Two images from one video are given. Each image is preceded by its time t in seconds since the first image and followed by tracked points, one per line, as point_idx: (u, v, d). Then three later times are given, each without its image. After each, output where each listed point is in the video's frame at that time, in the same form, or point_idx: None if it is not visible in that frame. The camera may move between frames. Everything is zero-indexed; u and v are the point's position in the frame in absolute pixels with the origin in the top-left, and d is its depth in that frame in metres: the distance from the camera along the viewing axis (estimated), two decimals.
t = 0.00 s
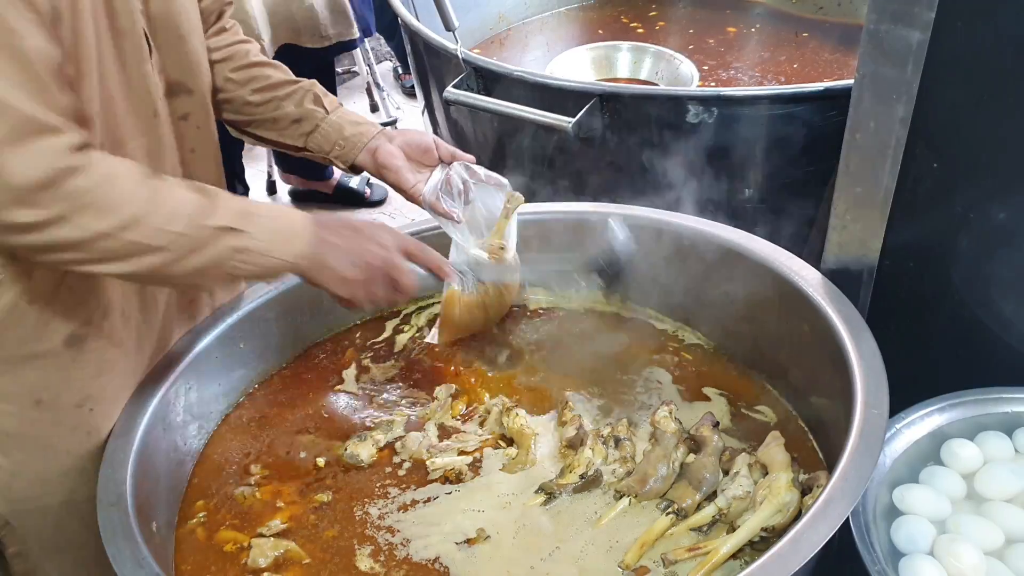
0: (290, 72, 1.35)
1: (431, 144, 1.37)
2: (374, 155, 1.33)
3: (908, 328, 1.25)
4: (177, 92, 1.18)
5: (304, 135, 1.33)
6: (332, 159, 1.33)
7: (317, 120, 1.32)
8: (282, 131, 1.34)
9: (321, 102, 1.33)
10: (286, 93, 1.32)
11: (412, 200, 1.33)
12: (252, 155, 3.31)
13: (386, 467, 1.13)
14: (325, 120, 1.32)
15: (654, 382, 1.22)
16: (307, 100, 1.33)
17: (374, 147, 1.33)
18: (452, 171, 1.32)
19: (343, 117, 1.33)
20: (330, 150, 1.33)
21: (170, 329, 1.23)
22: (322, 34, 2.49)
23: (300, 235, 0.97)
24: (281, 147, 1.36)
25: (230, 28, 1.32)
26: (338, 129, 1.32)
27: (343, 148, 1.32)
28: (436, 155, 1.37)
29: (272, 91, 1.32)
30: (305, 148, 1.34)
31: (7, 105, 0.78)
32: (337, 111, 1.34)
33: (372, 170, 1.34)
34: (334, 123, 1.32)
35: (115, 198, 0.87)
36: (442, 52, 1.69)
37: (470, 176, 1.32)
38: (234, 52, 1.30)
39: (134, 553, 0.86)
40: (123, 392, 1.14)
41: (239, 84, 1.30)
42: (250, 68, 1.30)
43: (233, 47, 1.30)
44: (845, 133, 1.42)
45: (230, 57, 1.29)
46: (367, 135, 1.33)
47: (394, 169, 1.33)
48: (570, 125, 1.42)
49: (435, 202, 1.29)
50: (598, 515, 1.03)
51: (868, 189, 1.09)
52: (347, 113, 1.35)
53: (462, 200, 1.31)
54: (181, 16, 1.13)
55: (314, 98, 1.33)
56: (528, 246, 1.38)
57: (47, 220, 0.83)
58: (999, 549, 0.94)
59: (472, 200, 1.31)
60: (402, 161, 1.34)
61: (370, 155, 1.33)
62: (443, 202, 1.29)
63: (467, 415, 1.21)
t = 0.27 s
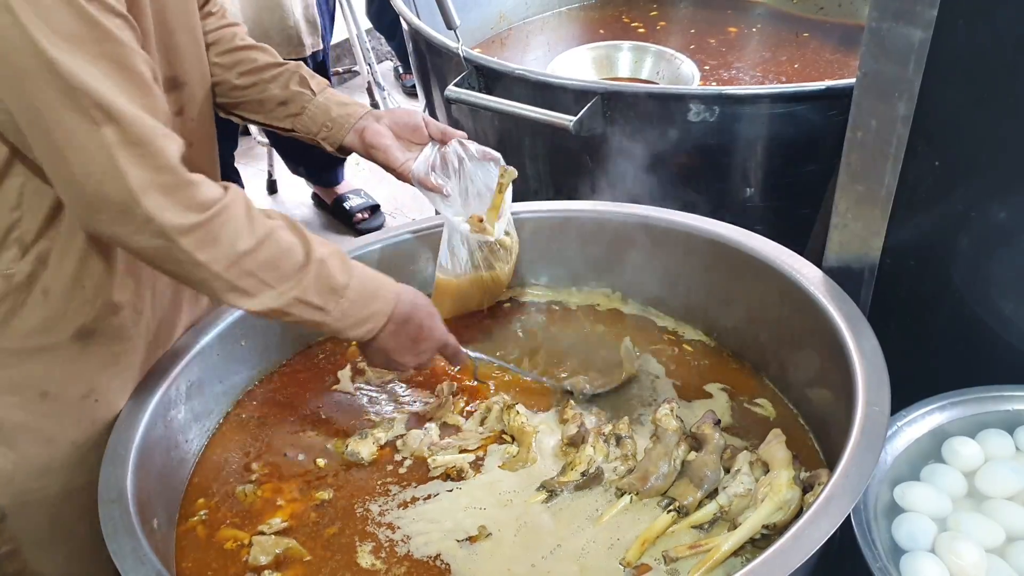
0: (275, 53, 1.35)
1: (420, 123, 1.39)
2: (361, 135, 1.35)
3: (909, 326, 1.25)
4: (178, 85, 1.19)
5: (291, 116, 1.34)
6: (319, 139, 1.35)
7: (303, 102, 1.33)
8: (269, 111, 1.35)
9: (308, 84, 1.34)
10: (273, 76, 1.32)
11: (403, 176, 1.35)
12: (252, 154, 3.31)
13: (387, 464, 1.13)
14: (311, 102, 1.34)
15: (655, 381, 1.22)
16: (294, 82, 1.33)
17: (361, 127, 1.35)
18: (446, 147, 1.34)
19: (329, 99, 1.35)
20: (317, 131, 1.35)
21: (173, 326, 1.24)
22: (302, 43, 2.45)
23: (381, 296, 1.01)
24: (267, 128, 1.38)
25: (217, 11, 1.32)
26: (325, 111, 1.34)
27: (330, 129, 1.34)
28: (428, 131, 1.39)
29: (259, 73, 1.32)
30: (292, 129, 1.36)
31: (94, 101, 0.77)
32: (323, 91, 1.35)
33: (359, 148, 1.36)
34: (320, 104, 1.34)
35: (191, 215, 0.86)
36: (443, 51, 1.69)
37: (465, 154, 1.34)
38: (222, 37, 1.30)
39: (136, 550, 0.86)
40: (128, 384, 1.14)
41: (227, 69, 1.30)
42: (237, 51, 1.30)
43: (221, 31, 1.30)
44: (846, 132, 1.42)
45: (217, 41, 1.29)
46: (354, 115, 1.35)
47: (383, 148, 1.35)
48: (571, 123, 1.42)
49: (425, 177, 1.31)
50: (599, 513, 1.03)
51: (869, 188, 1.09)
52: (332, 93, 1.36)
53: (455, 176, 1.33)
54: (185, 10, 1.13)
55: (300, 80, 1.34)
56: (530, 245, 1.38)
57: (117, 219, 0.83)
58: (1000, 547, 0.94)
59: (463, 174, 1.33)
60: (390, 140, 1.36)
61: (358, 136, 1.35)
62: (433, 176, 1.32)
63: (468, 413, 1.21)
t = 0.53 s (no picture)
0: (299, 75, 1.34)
1: (432, 159, 1.38)
2: (375, 167, 1.34)
3: (910, 327, 1.25)
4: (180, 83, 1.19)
5: (309, 142, 1.33)
6: (335, 167, 1.33)
7: (323, 129, 1.32)
8: (289, 135, 1.34)
9: (330, 111, 1.33)
10: (296, 99, 1.32)
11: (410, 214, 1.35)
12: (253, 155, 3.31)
13: (388, 465, 1.13)
14: (331, 129, 1.32)
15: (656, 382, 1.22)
16: (315, 107, 1.32)
17: (375, 158, 1.34)
18: (448, 184, 1.34)
19: (349, 127, 1.33)
20: (334, 158, 1.33)
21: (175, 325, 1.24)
22: (291, 49, 2.35)
23: (258, 206, 0.97)
24: (286, 152, 1.37)
25: (244, 23, 1.32)
26: (344, 138, 1.32)
27: (347, 158, 1.32)
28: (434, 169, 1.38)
29: (281, 95, 1.31)
30: (310, 154, 1.34)
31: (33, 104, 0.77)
32: (344, 119, 1.34)
33: (371, 179, 1.35)
34: (340, 132, 1.32)
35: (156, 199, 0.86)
36: (445, 52, 1.69)
37: (468, 194, 1.34)
38: (245, 53, 1.29)
39: (136, 549, 0.86)
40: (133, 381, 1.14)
41: (249, 86, 1.30)
42: (260, 71, 1.30)
43: (244, 45, 1.29)
44: (847, 133, 1.42)
45: (241, 58, 1.29)
46: (372, 146, 1.33)
47: (395, 183, 1.34)
48: (572, 124, 1.42)
49: (434, 217, 1.31)
50: (599, 514, 1.03)
51: (870, 188, 1.09)
52: (354, 122, 1.34)
53: (457, 215, 1.34)
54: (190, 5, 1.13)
55: (322, 106, 1.33)
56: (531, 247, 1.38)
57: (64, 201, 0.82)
58: (1001, 548, 0.94)
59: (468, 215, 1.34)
60: (403, 175, 1.35)
61: (372, 167, 1.34)
62: (441, 217, 1.32)
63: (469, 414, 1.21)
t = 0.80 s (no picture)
0: (293, 70, 1.35)
1: (433, 145, 1.37)
2: (376, 155, 1.33)
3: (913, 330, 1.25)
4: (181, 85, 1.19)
5: (307, 133, 1.33)
6: (334, 158, 1.33)
7: (320, 119, 1.32)
8: (286, 128, 1.34)
9: (325, 101, 1.32)
10: (291, 92, 1.32)
11: (415, 200, 1.35)
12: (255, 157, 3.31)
13: (390, 467, 1.13)
14: (327, 119, 1.32)
15: (658, 384, 1.22)
16: (311, 99, 1.32)
17: (376, 146, 1.33)
18: (454, 171, 1.34)
19: (346, 117, 1.33)
20: (332, 149, 1.33)
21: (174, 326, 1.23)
22: (291, 52, 2.35)
23: (240, 203, 0.93)
24: (285, 145, 1.37)
25: (236, 24, 1.32)
26: (341, 129, 1.32)
27: (346, 147, 1.32)
28: (437, 153, 1.37)
29: (276, 88, 1.31)
30: (308, 146, 1.34)
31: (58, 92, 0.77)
32: (340, 109, 1.33)
33: (373, 168, 1.34)
34: (336, 122, 1.32)
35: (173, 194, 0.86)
36: (446, 54, 1.69)
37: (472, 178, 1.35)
38: (239, 49, 1.30)
39: (138, 552, 0.86)
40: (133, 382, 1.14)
41: (244, 80, 1.30)
42: (254, 64, 1.30)
43: (238, 43, 1.30)
44: (849, 136, 1.42)
45: (234, 52, 1.29)
46: (370, 135, 1.32)
47: (397, 169, 1.33)
48: (574, 127, 1.42)
49: (438, 203, 1.32)
50: (601, 517, 1.03)
51: (872, 191, 1.10)
52: (351, 112, 1.34)
53: (464, 201, 1.35)
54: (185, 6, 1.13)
55: (318, 97, 1.32)
56: (533, 251, 1.38)
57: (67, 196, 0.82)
58: (1004, 552, 0.94)
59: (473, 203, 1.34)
60: (405, 161, 1.34)
61: (372, 155, 1.33)
62: (446, 202, 1.33)
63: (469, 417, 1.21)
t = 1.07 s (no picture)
0: (278, 55, 1.35)
1: (423, 123, 1.37)
2: (365, 137, 1.33)
3: (916, 332, 1.25)
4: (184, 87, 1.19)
5: (293, 118, 1.33)
6: (323, 141, 1.34)
7: (306, 103, 1.33)
8: (272, 114, 1.34)
9: (310, 85, 1.33)
10: (275, 77, 1.32)
11: (404, 179, 1.33)
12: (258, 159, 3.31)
13: (393, 468, 1.13)
14: (313, 103, 1.33)
15: (661, 386, 1.22)
16: (296, 83, 1.33)
17: (363, 128, 1.33)
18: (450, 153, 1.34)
19: (332, 100, 1.34)
20: (320, 132, 1.34)
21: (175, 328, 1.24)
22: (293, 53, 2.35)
23: (387, 280, 1.01)
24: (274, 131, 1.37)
25: (220, 13, 1.33)
26: (327, 111, 1.32)
27: (332, 131, 1.33)
28: (427, 132, 1.37)
29: (260, 75, 1.32)
30: (297, 132, 1.35)
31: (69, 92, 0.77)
32: (326, 92, 1.34)
33: (362, 150, 1.34)
34: (322, 105, 1.33)
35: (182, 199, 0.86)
36: (449, 56, 1.69)
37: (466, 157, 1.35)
38: (223, 39, 1.30)
39: (143, 554, 0.86)
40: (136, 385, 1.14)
41: (228, 69, 1.30)
42: (238, 51, 1.30)
43: (225, 33, 1.31)
44: (852, 138, 1.42)
45: (217, 42, 1.30)
46: (357, 116, 1.33)
47: (386, 149, 1.33)
48: (577, 129, 1.42)
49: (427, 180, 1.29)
50: (604, 519, 1.03)
51: (876, 194, 1.10)
52: (336, 95, 1.35)
53: (457, 181, 1.34)
54: (183, 7, 1.12)
55: (302, 81, 1.33)
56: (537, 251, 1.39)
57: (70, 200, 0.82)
58: (1008, 555, 0.94)
59: (469, 180, 1.34)
60: (393, 141, 1.34)
61: (360, 137, 1.33)
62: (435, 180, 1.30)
63: (472, 419, 1.21)
